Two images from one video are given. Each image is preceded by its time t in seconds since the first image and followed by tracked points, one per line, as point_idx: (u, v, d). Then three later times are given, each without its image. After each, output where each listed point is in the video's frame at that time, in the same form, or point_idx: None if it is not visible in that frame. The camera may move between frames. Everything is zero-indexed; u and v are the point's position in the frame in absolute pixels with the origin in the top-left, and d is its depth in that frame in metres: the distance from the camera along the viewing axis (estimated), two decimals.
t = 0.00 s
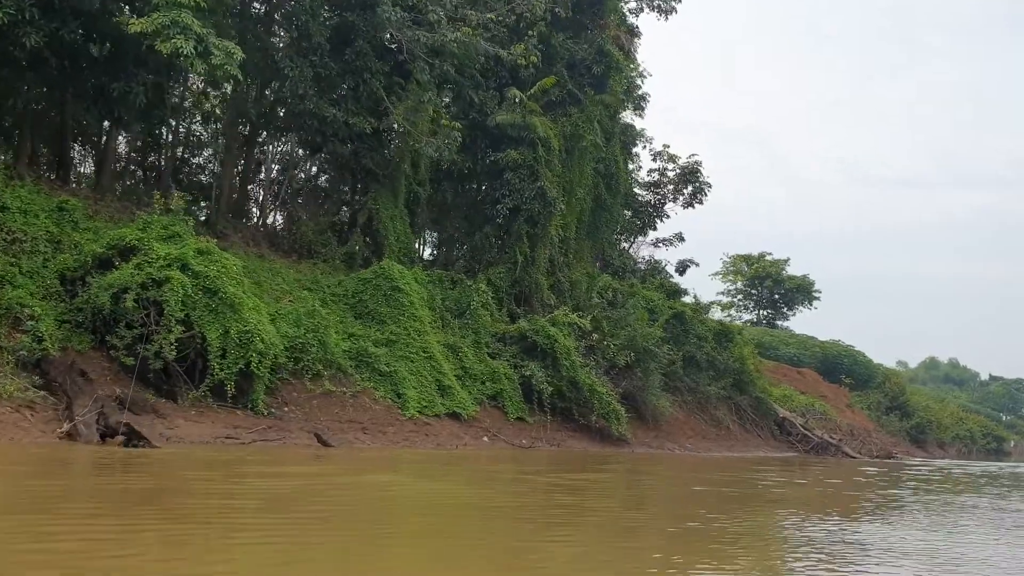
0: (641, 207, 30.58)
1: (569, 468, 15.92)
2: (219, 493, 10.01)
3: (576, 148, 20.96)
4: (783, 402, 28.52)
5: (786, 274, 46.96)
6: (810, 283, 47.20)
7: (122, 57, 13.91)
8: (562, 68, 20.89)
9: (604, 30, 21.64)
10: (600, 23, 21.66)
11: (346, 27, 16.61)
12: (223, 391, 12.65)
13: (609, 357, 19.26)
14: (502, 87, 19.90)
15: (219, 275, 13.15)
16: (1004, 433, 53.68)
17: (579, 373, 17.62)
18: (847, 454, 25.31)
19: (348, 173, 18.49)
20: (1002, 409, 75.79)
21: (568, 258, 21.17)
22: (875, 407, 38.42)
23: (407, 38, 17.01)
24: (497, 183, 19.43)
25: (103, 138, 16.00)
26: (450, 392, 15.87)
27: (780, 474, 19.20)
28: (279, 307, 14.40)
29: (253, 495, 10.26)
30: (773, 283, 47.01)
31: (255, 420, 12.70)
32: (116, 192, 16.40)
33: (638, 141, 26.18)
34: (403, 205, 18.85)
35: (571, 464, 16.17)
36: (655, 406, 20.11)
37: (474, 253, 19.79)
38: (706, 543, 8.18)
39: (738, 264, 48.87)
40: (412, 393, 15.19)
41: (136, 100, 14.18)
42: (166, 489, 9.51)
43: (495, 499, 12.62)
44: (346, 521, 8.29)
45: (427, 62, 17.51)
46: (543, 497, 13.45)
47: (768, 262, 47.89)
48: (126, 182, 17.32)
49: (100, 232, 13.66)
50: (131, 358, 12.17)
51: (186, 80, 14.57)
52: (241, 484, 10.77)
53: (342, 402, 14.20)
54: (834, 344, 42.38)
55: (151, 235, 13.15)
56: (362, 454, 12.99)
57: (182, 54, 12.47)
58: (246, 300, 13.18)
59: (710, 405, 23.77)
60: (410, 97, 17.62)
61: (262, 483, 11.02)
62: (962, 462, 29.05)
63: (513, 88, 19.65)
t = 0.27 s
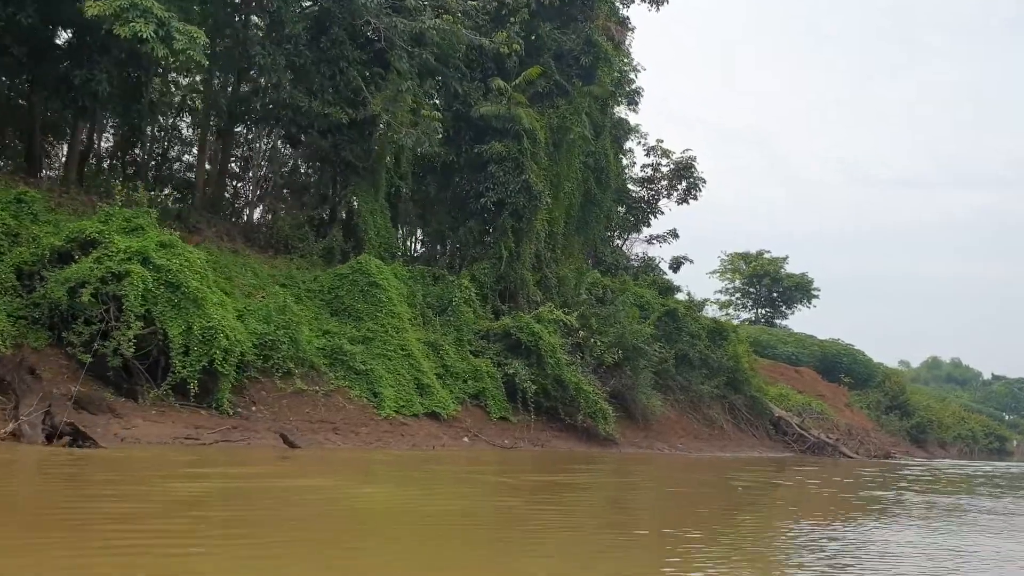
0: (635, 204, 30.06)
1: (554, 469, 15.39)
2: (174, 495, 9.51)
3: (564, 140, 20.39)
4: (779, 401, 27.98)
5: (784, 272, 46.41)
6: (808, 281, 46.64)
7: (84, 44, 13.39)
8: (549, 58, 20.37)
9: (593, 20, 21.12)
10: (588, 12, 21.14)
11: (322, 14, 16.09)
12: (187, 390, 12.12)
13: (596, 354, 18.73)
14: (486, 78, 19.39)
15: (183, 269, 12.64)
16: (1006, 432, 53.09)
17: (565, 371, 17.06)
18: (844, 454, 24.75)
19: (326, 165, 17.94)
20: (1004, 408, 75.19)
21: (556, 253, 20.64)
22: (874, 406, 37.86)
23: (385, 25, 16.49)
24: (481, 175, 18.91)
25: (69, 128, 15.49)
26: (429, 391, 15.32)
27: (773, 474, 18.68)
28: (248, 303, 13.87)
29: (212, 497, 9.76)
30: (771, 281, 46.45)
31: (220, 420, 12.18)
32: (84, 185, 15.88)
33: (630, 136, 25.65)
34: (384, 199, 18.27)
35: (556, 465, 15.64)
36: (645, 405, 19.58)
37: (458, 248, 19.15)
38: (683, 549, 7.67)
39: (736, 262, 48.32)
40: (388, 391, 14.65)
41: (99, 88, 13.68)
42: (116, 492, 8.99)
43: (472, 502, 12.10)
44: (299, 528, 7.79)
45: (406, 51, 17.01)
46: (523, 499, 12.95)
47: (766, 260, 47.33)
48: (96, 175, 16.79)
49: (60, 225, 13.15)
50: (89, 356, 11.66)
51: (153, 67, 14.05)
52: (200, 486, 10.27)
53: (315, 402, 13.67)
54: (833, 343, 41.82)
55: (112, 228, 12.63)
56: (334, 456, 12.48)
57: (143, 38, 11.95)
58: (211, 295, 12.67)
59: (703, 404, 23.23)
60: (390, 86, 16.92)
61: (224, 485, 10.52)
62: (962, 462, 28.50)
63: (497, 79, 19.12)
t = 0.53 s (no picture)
0: (627, 199, 29.48)
1: (537, 471, 14.82)
2: (124, 498, 8.98)
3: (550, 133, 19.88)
4: (774, 401, 27.43)
5: (782, 271, 45.85)
6: (806, 280, 46.07)
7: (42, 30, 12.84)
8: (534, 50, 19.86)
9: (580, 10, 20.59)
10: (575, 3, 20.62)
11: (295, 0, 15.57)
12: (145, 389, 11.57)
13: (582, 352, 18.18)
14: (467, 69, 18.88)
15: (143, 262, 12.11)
16: (1007, 433, 52.52)
17: (548, 370, 16.53)
18: (840, 454, 24.19)
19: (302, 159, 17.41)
20: (1005, 408, 74.60)
21: (542, 250, 20.10)
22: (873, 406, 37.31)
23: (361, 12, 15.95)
24: (464, 169, 18.38)
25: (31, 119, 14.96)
26: (406, 390, 14.76)
27: (767, 475, 18.14)
28: (214, 300, 13.35)
29: (167, 497, 9.23)
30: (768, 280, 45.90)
31: (181, 421, 11.63)
32: (48, 178, 15.34)
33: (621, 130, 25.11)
34: (362, 193, 17.76)
35: (539, 466, 15.08)
36: (634, 405, 19.04)
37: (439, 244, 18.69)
38: (660, 555, 7.14)
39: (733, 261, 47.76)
40: (362, 391, 14.09)
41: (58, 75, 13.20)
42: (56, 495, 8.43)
43: (446, 505, 11.53)
44: (248, 534, 7.27)
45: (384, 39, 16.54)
46: (503, 501, 12.41)
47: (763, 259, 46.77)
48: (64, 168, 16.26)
49: (16, 217, 12.60)
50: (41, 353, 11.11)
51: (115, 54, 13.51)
52: (156, 487, 9.74)
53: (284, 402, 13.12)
54: (831, 342, 41.27)
55: (69, 220, 12.09)
56: (302, 458, 11.92)
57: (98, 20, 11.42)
58: (171, 290, 12.15)
59: (695, 404, 22.67)
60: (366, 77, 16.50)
61: (183, 485, 9.99)
62: (961, 463, 27.93)
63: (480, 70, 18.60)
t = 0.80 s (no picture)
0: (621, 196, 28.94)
1: (519, 473, 14.26)
2: (67, 502, 8.43)
3: (536, 126, 19.34)
4: (770, 401, 26.87)
5: (781, 270, 45.29)
6: (805, 279, 45.50)
7: None
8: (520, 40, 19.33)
9: None
10: None
11: None
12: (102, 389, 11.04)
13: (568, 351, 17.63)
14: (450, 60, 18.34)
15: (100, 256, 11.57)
16: (1010, 433, 51.92)
17: (532, 368, 15.98)
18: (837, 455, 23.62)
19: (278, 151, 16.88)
20: (1008, 408, 73.95)
21: (528, 245, 19.55)
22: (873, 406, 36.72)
23: None
24: (446, 162, 17.84)
25: None
26: (381, 389, 14.22)
27: (760, 477, 17.58)
28: (179, 296, 12.81)
29: (114, 501, 8.70)
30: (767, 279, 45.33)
31: (140, 422, 11.09)
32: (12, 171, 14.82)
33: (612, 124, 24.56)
34: (341, 187, 17.23)
35: (522, 468, 14.52)
36: (623, 405, 18.48)
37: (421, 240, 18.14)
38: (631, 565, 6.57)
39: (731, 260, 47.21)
40: (334, 390, 13.55)
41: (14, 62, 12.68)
42: None
43: (419, 508, 10.98)
44: (188, 543, 6.72)
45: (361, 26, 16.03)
46: (480, 504, 11.85)
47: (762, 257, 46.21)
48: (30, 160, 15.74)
49: None
50: None
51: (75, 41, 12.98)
52: (106, 490, 9.20)
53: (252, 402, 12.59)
54: (830, 342, 40.69)
55: (22, 211, 11.55)
56: (268, 461, 11.38)
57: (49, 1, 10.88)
58: (130, 286, 11.61)
59: (688, 403, 22.12)
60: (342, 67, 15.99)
61: (136, 488, 9.45)
62: (962, 464, 27.34)
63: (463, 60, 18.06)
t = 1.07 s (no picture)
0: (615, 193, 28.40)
1: (500, 474, 13.72)
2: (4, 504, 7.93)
3: (522, 118, 18.83)
4: (768, 401, 26.31)
5: (781, 269, 44.71)
6: (806, 278, 44.93)
7: None
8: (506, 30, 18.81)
9: None
10: None
11: None
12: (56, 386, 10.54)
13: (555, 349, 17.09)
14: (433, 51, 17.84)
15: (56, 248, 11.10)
16: (1014, 434, 51.26)
17: (515, 366, 15.45)
18: (835, 456, 23.06)
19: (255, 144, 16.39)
20: (1013, 409, 73.24)
21: (516, 241, 19.02)
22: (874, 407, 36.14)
23: None
24: (428, 155, 17.34)
25: None
26: (356, 388, 13.70)
27: (753, 479, 17.03)
28: (144, 290, 12.32)
29: (56, 502, 8.19)
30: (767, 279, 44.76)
31: (96, 421, 10.58)
32: None
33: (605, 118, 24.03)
34: (319, 181, 16.73)
35: (504, 469, 13.98)
36: (613, 405, 17.94)
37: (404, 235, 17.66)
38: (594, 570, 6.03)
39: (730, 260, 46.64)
40: (306, 389, 13.04)
41: None
42: None
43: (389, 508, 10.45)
44: (116, 546, 6.20)
45: (338, 13, 15.55)
46: (456, 505, 11.31)
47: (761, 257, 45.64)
48: None
49: None
50: None
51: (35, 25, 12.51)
52: (50, 492, 8.70)
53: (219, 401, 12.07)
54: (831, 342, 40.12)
55: None
56: (232, 462, 10.86)
57: None
58: (88, 279, 11.11)
59: (682, 403, 21.57)
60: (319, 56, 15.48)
61: (86, 490, 8.94)
62: (964, 466, 26.76)
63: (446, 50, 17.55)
